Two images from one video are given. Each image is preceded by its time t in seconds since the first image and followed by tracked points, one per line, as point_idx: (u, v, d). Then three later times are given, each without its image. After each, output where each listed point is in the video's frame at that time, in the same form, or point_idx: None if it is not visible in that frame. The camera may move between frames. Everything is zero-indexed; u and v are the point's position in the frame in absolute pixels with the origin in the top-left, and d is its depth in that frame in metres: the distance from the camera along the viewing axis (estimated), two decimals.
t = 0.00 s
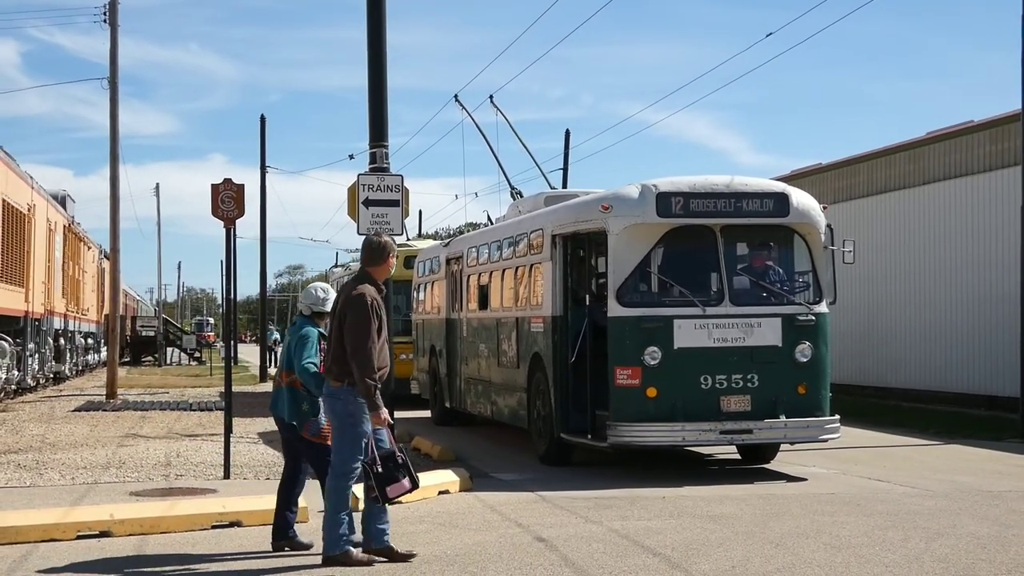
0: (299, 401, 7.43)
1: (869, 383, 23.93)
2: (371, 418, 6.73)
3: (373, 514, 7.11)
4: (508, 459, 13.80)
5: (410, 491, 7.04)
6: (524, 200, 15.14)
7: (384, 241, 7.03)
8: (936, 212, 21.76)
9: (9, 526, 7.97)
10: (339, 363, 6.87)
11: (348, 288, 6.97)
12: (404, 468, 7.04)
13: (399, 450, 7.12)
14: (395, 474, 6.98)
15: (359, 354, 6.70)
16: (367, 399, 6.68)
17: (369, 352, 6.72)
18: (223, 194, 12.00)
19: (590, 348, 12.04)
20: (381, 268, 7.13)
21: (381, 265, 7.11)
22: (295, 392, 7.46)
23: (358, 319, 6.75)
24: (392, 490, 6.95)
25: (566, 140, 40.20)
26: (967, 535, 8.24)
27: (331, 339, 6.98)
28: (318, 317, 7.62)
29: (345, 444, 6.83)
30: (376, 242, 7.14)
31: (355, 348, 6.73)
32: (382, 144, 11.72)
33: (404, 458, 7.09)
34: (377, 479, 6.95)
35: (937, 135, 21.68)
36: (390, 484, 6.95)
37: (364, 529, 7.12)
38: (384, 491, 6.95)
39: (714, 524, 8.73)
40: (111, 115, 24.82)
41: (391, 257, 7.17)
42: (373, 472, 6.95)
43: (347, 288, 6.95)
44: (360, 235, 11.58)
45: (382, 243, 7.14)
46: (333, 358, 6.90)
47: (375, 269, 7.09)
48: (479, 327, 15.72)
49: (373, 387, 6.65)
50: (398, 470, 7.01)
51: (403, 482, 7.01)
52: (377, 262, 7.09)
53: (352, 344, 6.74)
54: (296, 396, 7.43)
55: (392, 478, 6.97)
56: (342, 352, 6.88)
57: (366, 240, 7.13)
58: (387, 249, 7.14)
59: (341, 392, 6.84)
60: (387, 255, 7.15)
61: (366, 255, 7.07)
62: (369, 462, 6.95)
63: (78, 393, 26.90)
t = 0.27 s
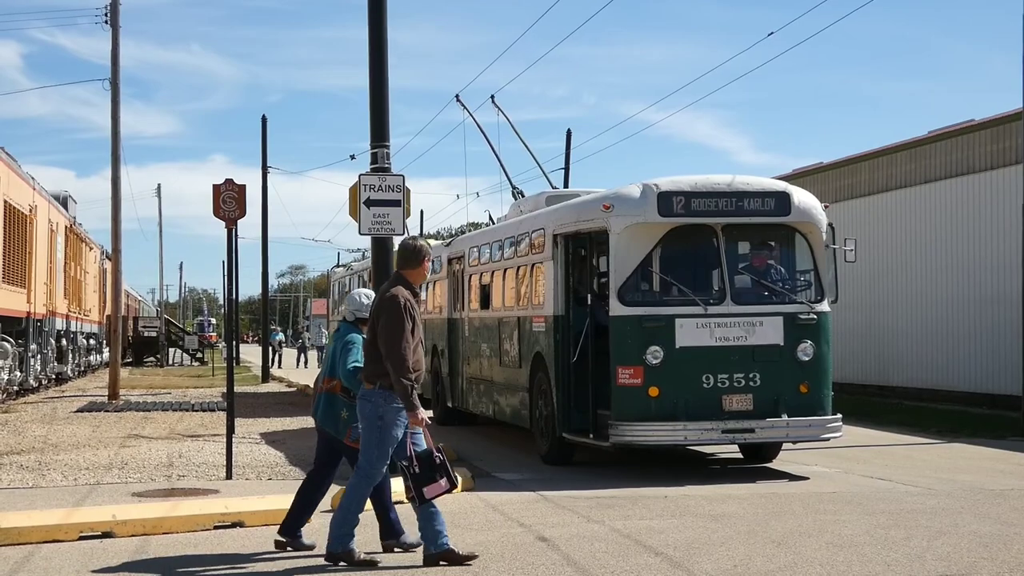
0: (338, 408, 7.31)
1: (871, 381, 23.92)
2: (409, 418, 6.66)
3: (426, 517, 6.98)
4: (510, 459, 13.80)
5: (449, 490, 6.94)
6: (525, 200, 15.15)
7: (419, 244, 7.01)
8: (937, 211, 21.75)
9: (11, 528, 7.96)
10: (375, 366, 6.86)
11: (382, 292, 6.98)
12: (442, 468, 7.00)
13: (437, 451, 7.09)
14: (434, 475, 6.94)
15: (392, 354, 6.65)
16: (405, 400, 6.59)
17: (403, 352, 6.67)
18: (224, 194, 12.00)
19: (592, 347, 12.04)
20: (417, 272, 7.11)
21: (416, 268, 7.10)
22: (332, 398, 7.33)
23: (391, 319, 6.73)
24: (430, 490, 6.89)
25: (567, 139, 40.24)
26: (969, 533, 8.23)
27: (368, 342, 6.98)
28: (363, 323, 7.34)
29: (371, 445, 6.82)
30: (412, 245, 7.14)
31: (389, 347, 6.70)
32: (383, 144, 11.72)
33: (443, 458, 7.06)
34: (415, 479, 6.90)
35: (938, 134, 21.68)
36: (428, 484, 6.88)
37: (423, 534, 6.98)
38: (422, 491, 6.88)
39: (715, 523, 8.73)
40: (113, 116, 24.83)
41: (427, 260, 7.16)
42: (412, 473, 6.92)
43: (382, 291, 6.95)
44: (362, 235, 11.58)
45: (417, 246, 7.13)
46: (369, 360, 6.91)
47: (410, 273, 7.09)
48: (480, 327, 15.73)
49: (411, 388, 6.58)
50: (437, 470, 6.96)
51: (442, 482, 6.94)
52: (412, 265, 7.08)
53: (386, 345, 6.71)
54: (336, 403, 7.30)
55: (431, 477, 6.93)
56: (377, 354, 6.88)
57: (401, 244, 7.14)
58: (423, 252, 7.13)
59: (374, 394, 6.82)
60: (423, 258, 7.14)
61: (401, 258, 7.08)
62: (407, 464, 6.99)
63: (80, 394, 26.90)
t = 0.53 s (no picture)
0: (387, 400, 7.47)
1: (873, 380, 23.91)
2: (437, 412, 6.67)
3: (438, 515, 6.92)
4: (512, 458, 13.81)
5: (461, 490, 6.78)
6: (527, 199, 15.15)
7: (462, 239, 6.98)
8: (939, 209, 21.73)
9: (13, 527, 7.96)
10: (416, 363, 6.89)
11: (424, 286, 6.95)
12: (456, 466, 6.77)
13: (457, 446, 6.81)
14: (446, 471, 6.76)
15: (431, 348, 6.64)
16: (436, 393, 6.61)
17: (441, 345, 6.65)
18: (226, 193, 11.99)
19: (594, 346, 12.03)
20: (459, 267, 7.06)
21: (458, 264, 7.06)
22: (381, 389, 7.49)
23: (432, 314, 6.69)
24: (442, 486, 6.75)
25: (569, 138, 40.25)
26: (970, 532, 8.23)
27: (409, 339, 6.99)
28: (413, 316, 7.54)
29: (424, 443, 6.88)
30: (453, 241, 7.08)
31: (428, 343, 6.68)
32: (385, 143, 11.71)
33: (459, 455, 6.79)
34: (428, 472, 6.76)
35: (939, 132, 21.67)
36: (439, 479, 6.74)
37: (428, 532, 6.97)
38: (432, 485, 6.75)
39: (716, 522, 8.72)
40: (114, 116, 24.83)
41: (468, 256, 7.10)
42: (425, 465, 6.76)
43: (424, 285, 6.93)
44: (363, 234, 11.57)
45: (459, 242, 7.09)
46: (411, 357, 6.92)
47: (452, 268, 7.05)
48: (482, 326, 15.73)
49: (444, 380, 6.59)
50: (452, 467, 6.77)
51: (454, 480, 6.77)
52: (454, 260, 7.04)
53: (426, 339, 6.68)
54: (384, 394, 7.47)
55: (445, 473, 6.76)
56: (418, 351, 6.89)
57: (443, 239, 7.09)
58: (465, 248, 7.07)
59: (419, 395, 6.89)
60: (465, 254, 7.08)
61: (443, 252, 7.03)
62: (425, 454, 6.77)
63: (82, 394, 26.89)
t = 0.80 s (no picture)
0: (432, 401, 7.55)
1: (875, 378, 23.91)
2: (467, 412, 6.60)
3: (509, 517, 6.79)
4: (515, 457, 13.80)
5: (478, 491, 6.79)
6: (529, 198, 15.15)
7: (504, 240, 6.93)
8: (941, 207, 21.71)
9: (17, 527, 7.96)
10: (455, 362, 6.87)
11: (465, 285, 6.95)
12: (478, 468, 6.78)
13: (481, 448, 6.80)
14: (466, 471, 6.77)
15: (468, 348, 6.63)
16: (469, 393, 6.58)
17: (479, 347, 6.63)
18: (228, 193, 11.99)
19: (596, 344, 12.03)
20: (501, 268, 7.03)
21: (501, 264, 7.03)
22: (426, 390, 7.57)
23: (472, 316, 6.68)
24: (459, 484, 6.77)
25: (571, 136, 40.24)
26: (975, 530, 8.21)
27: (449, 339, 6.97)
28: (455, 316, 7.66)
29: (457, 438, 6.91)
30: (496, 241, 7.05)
31: (465, 344, 6.66)
32: (387, 142, 11.71)
33: (483, 457, 6.79)
34: (449, 469, 6.78)
35: (941, 130, 21.65)
36: (459, 478, 6.76)
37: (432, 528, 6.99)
38: (451, 482, 6.77)
39: (720, 520, 8.72)
40: (116, 116, 24.84)
41: (511, 257, 7.06)
42: (447, 461, 6.77)
43: (466, 286, 6.92)
44: (366, 233, 11.58)
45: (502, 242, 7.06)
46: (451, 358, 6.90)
47: (494, 269, 7.03)
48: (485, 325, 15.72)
49: (479, 381, 6.58)
50: (472, 468, 6.77)
51: (474, 481, 6.77)
52: (496, 260, 7.01)
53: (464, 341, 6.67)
54: (427, 396, 7.55)
55: (465, 472, 6.77)
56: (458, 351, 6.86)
57: (486, 239, 7.06)
58: (508, 249, 7.03)
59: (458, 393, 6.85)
60: (508, 255, 7.05)
61: (485, 253, 7.01)
62: (448, 451, 6.79)
63: (85, 393, 26.91)
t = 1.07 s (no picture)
0: (481, 396, 7.97)
1: (877, 379, 23.89)
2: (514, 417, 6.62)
3: (551, 520, 6.76)
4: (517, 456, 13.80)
5: (525, 498, 6.77)
6: (532, 198, 15.14)
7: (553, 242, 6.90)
8: (944, 208, 21.70)
9: (18, 526, 7.97)
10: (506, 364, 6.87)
11: (516, 287, 6.93)
12: (525, 474, 6.77)
13: (528, 454, 6.77)
14: (513, 477, 6.77)
15: (517, 351, 6.62)
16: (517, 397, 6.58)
17: (527, 350, 6.62)
18: (230, 192, 11.99)
19: (597, 345, 12.03)
20: (549, 269, 7.00)
21: (549, 265, 6.99)
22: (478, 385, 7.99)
23: (522, 319, 6.66)
24: (506, 489, 6.77)
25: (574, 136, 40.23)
26: (977, 531, 8.20)
27: (500, 340, 6.97)
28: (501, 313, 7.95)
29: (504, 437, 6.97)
30: (545, 242, 7.01)
31: (515, 346, 6.65)
32: (389, 141, 11.71)
33: (530, 463, 6.77)
34: (496, 474, 6.80)
35: (944, 131, 21.63)
36: (505, 483, 6.77)
37: (458, 516, 7.13)
38: (497, 488, 6.78)
39: (721, 520, 8.71)
40: (119, 116, 24.85)
41: (559, 259, 7.02)
42: (494, 467, 6.80)
43: (516, 288, 6.90)
44: (368, 233, 11.58)
45: (551, 244, 7.01)
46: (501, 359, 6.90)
47: (542, 270, 6.99)
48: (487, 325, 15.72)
49: (526, 384, 6.57)
50: (520, 473, 6.77)
51: (520, 486, 6.77)
52: (545, 261, 6.97)
53: (514, 343, 6.66)
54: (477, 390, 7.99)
55: (512, 478, 6.77)
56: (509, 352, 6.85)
57: (535, 240, 7.02)
58: (557, 250, 6.99)
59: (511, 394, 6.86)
60: (556, 256, 7.00)
61: (534, 255, 6.97)
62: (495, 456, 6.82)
63: (87, 392, 26.93)
